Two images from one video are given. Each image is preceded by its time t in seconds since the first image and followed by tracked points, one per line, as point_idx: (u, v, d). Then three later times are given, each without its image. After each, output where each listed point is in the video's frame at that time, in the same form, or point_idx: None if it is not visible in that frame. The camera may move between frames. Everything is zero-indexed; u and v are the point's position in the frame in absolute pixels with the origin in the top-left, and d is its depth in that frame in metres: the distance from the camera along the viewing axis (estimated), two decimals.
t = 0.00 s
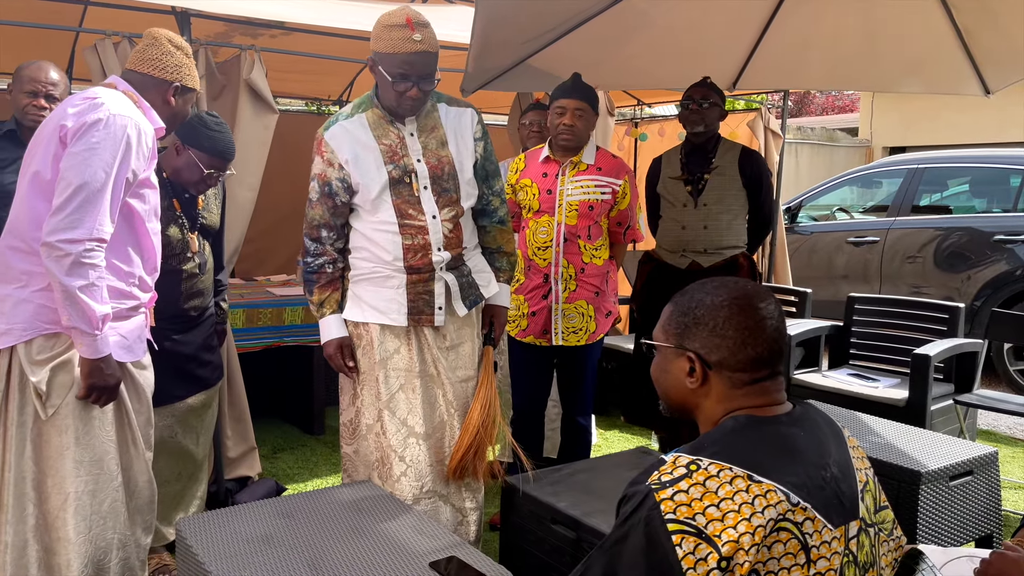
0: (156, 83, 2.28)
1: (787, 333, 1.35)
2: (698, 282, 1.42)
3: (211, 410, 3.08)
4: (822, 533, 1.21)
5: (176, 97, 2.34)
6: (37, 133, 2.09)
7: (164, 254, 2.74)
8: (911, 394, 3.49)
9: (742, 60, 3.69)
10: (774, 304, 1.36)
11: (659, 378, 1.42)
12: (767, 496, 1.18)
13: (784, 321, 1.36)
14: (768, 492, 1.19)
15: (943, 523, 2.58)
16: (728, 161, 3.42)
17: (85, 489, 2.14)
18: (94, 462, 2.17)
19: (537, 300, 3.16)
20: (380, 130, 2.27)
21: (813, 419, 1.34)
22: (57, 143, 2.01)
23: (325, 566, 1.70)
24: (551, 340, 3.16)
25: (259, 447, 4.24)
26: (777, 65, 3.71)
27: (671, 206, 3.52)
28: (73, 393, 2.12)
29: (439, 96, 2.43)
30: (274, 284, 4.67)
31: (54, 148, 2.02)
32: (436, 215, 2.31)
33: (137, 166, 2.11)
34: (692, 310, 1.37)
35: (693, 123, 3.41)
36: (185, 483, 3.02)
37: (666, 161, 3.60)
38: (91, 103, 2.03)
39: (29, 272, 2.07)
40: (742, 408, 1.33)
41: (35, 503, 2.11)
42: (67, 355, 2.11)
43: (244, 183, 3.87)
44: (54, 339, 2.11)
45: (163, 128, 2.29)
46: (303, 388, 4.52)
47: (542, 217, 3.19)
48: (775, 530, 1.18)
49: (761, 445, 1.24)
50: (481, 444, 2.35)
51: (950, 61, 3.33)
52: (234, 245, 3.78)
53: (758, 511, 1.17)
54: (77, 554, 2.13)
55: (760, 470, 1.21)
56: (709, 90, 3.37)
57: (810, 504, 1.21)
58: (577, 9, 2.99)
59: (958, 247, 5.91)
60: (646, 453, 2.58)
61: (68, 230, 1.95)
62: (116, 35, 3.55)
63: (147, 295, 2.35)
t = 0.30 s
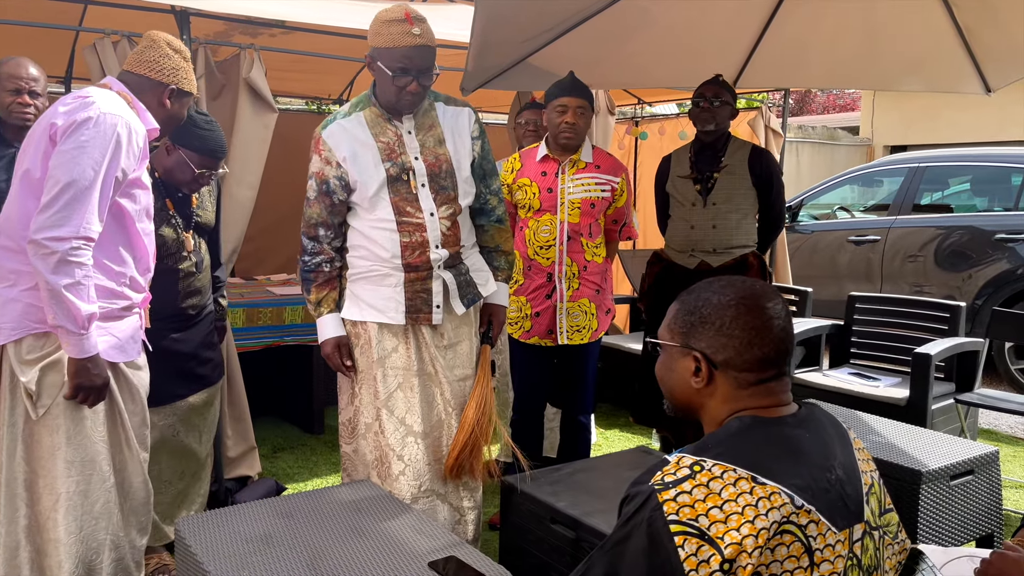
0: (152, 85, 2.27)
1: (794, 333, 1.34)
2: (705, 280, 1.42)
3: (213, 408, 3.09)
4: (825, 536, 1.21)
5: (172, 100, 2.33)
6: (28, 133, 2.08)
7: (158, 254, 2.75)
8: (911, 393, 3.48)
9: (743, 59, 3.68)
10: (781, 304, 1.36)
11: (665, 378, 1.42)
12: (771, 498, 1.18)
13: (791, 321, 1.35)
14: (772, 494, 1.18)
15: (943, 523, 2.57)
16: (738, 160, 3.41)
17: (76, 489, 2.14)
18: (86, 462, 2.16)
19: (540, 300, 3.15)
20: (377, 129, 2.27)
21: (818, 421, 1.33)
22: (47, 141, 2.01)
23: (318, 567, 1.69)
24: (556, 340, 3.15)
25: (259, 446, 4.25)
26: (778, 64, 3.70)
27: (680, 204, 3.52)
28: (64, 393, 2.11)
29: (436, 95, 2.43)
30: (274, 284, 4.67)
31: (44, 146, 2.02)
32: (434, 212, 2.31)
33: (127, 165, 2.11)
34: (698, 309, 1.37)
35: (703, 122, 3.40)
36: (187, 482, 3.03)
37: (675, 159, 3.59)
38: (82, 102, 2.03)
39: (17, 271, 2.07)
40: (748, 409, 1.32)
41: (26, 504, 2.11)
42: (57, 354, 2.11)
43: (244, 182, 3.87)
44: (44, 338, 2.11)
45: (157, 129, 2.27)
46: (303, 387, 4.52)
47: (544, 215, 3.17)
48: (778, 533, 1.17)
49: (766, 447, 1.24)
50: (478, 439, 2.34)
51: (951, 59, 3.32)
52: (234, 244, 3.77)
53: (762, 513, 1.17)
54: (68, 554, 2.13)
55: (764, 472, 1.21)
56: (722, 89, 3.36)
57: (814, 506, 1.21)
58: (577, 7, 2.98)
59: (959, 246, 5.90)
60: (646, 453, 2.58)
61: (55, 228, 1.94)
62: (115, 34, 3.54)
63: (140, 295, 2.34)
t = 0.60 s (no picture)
0: (151, 87, 2.27)
1: (801, 333, 1.34)
2: (711, 279, 1.41)
3: (217, 407, 3.10)
4: (829, 537, 1.20)
5: (171, 103, 2.33)
6: (29, 130, 2.08)
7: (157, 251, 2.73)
8: (913, 391, 3.48)
9: (744, 57, 3.68)
10: (788, 303, 1.35)
11: (669, 376, 1.42)
12: (775, 498, 1.18)
13: (797, 321, 1.35)
14: (776, 494, 1.18)
15: (944, 521, 2.57)
16: (743, 160, 3.41)
17: (76, 488, 2.14)
18: (86, 461, 2.16)
19: (539, 299, 3.14)
20: (377, 125, 2.26)
21: (823, 421, 1.33)
22: (48, 141, 2.01)
23: (324, 567, 1.69)
24: (555, 339, 3.15)
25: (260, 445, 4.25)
26: (780, 63, 3.70)
27: (685, 203, 3.51)
28: (64, 393, 2.11)
29: (432, 94, 2.43)
30: (274, 283, 4.66)
31: (45, 145, 2.01)
32: (433, 209, 2.31)
33: (127, 165, 2.11)
34: (704, 308, 1.36)
35: (711, 120, 3.40)
36: (190, 482, 3.03)
37: (681, 157, 3.59)
38: (83, 102, 2.03)
39: (17, 270, 2.07)
40: (752, 408, 1.32)
41: (26, 503, 2.11)
42: (57, 354, 2.11)
43: (245, 180, 3.87)
44: (45, 337, 2.11)
45: (156, 130, 2.27)
46: (304, 386, 4.51)
47: (541, 215, 3.16)
48: (782, 533, 1.17)
49: (770, 446, 1.24)
50: (471, 436, 2.33)
51: (953, 58, 3.32)
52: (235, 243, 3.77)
53: (766, 513, 1.16)
54: (67, 553, 2.13)
55: (768, 472, 1.20)
56: (731, 88, 3.36)
57: (818, 506, 1.20)
58: (578, 6, 2.98)
59: (961, 244, 5.89)
60: (647, 452, 2.58)
61: (56, 227, 1.94)
62: (116, 33, 3.54)
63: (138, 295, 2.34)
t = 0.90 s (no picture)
0: (154, 86, 2.27)
1: (804, 329, 1.34)
2: (714, 274, 1.41)
3: (219, 406, 3.10)
4: (832, 533, 1.20)
5: (172, 100, 2.33)
6: (30, 130, 2.09)
7: (162, 241, 2.77)
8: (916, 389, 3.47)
9: (746, 55, 3.67)
10: (791, 300, 1.35)
11: (671, 371, 1.41)
12: (777, 494, 1.18)
13: (801, 318, 1.35)
14: (778, 490, 1.18)
15: (947, 519, 2.57)
16: (747, 158, 3.40)
17: (79, 486, 2.14)
18: (89, 459, 2.17)
19: (535, 298, 3.14)
20: (374, 121, 2.26)
21: (824, 418, 1.33)
22: (51, 140, 2.01)
23: (328, 566, 1.69)
24: (551, 338, 3.15)
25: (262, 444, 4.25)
26: (782, 61, 3.69)
27: (687, 200, 3.51)
28: (67, 391, 2.11)
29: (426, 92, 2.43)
30: (277, 281, 4.66)
31: (48, 144, 2.01)
32: (434, 205, 2.32)
33: (130, 163, 2.11)
34: (706, 304, 1.36)
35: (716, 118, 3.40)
36: (189, 482, 3.03)
37: (684, 154, 3.58)
38: (86, 100, 2.03)
39: (20, 269, 2.07)
40: (754, 404, 1.32)
41: (30, 500, 2.11)
42: (61, 352, 2.11)
43: (247, 179, 3.87)
44: (48, 336, 2.11)
45: (158, 129, 2.28)
46: (306, 385, 4.52)
47: (537, 213, 3.17)
48: (784, 529, 1.17)
49: (772, 442, 1.24)
50: (479, 433, 2.34)
51: (955, 56, 3.31)
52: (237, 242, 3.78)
53: (767, 509, 1.16)
54: (71, 550, 2.14)
55: (770, 468, 1.20)
56: (735, 85, 3.36)
57: (820, 503, 1.20)
58: (580, 3, 2.98)
59: (963, 242, 5.88)
60: (649, 450, 2.57)
61: (60, 227, 1.94)
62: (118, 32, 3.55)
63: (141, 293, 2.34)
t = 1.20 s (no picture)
0: (160, 85, 2.27)
1: (803, 326, 1.33)
2: (714, 273, 1.41)
3: (225, 404, 3.13)
4: (834, 528, 1.20)
5: (178, 99, 2.34)
6: (36, 130, 2.09)
7: (166, 231, 2.84)
8: (919, 387, 3.47)
9: (749, 53, 3.66)
10: (791, 296, 1.34)
11: (672, 370, 1.41)
12: (779, 490, 1.18)
13: (801, 314, 1.34)
14: (780, 485, 1.18)
15: (950, 517, 2.56)
16: (749, 156, 3.40)
17: (84, 483, 2.14)
18: (94, 457, 2.17)
19: (533, 296, 3.14)
20: (372, 120, 2.26)
21: (826, 415, 1.33)
22: (58, 138, 2.01)
23: (332, 566, 1.68)
24: (550, 336, 3.15)
25: (265, 442, 4.26)
26: (785, 60, 3.69)
27: (689, 198, 3.50)
28: (72, 389, 2.12)
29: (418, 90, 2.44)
30: (280, 280, 4.66)
31: (55, 143, 2.02)
32: (436, 204, 2.33)
33: (136, 161, 2.11)
34: (705, 301, 1.36)
35: (720, 117, 3.41)
36: (194, 480, 3.07)
37: (687, 152, 3.57)
38: (92, 99, 2.03)
39: (27, 267, 2.07)
40: (753, 400, 1.32)
41: (34, 498, 2.12)
42: (67, 351, 2.11)
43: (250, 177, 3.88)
44: (55, 334, 2.11)
45: (164, 127, 2.28)
46: (309, 384, 4.52)
47: (534, 212, 3.17)
48: (786, 524, 1.17)
49: (773, 438, 1.24)
50: (488, 423, 2.39)
51: (958, 54, 3.30)
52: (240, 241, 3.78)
53: (769, 504, 1.16)
54: (76, 547, 2.14)
55: (771, 463, 1.20)
56: (740, 84, 3.37)
57: (821, 498, 1.20)
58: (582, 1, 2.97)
59: (966, 240, 5.88)
60: (652, 448, 2.57)
61: (66, 225, 1.94)
62: (120, 30, 3.55)
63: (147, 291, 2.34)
